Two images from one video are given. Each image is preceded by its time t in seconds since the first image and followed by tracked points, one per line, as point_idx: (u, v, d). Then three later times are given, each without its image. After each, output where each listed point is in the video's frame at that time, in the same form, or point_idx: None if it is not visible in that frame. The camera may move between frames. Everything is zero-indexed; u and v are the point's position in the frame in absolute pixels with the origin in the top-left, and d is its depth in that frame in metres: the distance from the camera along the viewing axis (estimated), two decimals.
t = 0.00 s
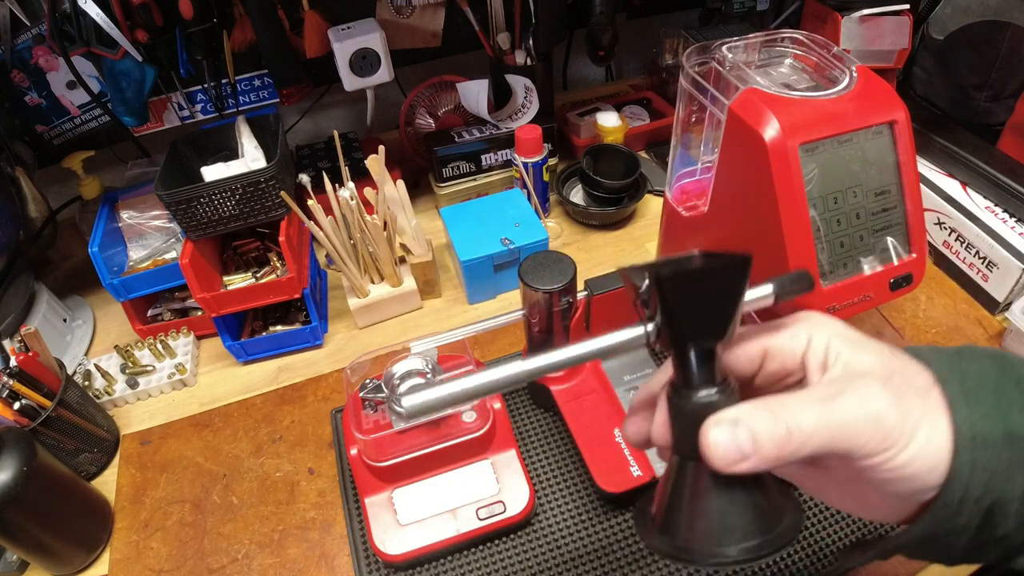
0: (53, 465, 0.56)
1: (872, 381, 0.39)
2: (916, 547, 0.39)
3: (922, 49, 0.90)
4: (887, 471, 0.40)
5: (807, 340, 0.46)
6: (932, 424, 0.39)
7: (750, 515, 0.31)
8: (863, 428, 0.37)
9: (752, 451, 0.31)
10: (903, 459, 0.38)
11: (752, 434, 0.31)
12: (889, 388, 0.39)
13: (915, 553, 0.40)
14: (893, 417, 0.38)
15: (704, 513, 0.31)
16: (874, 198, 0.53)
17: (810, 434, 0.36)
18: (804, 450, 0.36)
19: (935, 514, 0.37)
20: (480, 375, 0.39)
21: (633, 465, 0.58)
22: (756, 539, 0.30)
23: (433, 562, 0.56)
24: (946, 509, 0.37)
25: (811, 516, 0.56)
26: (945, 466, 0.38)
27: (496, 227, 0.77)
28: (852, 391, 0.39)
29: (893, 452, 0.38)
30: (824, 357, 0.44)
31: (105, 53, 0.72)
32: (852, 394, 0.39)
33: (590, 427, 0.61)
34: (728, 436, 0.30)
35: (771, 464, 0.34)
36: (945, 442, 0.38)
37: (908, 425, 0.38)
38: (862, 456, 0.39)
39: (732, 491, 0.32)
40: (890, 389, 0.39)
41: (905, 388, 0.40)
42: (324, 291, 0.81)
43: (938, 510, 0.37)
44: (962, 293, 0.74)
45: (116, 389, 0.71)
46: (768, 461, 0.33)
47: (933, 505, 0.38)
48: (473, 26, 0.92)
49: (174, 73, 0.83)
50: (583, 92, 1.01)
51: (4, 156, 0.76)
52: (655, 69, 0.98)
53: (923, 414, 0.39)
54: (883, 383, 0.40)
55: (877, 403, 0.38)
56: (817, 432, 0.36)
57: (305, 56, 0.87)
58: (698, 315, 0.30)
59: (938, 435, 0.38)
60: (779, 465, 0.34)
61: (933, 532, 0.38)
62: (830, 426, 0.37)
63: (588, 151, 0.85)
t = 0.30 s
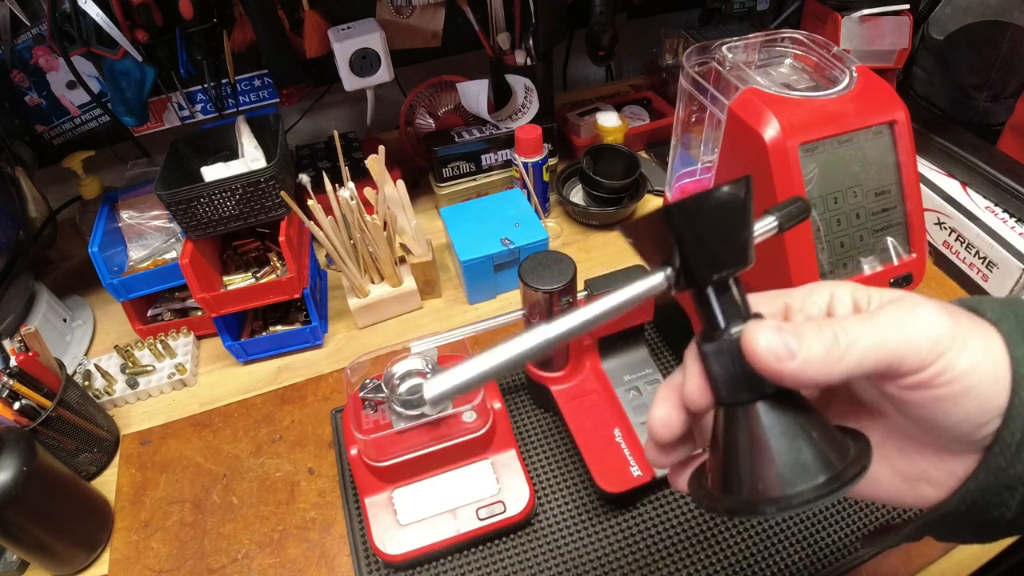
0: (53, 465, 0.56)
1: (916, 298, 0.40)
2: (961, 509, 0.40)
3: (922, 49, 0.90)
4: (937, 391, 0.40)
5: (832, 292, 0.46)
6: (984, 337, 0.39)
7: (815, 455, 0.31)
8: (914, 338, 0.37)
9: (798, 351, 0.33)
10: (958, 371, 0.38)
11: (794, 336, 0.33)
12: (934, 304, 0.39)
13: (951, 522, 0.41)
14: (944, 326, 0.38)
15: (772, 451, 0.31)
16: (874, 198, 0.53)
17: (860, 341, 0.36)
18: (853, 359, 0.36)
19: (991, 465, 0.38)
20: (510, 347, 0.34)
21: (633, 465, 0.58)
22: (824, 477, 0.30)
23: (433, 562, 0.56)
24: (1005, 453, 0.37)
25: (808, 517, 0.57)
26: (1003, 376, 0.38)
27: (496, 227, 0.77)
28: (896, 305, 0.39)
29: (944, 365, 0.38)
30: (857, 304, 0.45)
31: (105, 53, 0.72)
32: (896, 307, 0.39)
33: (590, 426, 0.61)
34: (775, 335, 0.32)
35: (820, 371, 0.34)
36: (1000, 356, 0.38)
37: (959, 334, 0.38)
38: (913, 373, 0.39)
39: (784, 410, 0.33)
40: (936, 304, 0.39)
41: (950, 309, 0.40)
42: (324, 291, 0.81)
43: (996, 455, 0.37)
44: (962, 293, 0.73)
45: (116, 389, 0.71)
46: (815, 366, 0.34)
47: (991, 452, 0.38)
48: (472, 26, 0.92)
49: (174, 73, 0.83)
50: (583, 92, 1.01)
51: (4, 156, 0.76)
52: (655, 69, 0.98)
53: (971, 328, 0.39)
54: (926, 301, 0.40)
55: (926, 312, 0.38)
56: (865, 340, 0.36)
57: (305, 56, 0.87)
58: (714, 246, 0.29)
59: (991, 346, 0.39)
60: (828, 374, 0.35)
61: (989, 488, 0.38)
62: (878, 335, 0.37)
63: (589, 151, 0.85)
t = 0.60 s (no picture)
0: (53, 465, 0.56)
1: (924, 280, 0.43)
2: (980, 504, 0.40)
3: (922, 49, 0.90)
4: (949, 368, 0.40)
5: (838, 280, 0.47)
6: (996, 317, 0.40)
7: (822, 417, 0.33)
8: (921, 315, 0.39)
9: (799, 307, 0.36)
10: (968, 346, 0.39)
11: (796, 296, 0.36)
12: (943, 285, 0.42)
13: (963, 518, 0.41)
14: (950, 301, 0.40)
15: (782, 403, 0.34)
16: (874, 198, 0.53)
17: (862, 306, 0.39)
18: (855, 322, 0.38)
19: (1012, 454, 0.38)
20: (518, 284, 0.34)
21: (633, 466, 0.58)
22: (822, 433, 0.33)
23: (433, 562, 0.56)
24: None
25: (808, 517, 0.57)
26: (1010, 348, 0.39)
27: (496, 227, 0.77)
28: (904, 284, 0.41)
29: (951, 340, 0.39)
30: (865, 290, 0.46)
31: (105, 53, 0.72)
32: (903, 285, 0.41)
33: (590, 426, 0.61)
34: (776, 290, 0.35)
35: (820, 330, 0.37)
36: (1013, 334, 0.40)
37: (967, 310, 0.40)
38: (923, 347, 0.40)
39: (794, 375, 0.35)
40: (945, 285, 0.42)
41: (961, 292, 0.42)
42: (324, 291, 0.81)
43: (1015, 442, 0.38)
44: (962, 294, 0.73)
45: (116, 389, 0.71)
46: (814, 322, 0.37)
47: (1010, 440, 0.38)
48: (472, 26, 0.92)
49: (174, 73, 0.83)
50: (583, 93, 1.02)
51: (4, 156, 0.76)
52: (655, 69, 0.98)
53: (980, 308, 0.41)
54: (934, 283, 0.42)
55: (933, 290, 0.40)
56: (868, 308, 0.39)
57: (305, 56, 0.87)
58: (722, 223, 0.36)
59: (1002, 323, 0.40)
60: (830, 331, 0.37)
61: (1013, 479, 0.38)
62: (885, 309, 0.39)
63: (589, 151, 0.85)
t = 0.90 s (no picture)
0: (53, 465, 0.56)
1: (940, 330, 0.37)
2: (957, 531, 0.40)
3: (922, 49, 0.90)
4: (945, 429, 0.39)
5: (855, 285, 0.44)
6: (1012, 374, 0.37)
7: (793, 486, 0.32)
8: (929, 386, 0.35)
9: (801, 414, 0.32)
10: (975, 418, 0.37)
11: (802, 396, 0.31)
12: (960, 339, 0.37)
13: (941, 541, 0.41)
14: (965, 376, 0.36)
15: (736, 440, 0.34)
16: (873, 198, 0.53)
17: (868, 397, 0.34)
18: (858, 414, 0.34)
19: (1005, 498, 0.38)
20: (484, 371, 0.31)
21: (633, 465, 0.58)
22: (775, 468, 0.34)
23: (432, 562, 0.56)
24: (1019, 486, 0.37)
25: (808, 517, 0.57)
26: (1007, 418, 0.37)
27: (496, 227, 0.77)
28: (917, 343, 0.36)
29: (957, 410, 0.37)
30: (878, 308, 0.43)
31: (105, 53, 0.72)
32: (913, 347, 0.36)
33: (590, 427, 0.61)
34: (775, 393, 0.31)
35: (823, 424, 0.33)
36: None
37: (983, 379, 0.37)
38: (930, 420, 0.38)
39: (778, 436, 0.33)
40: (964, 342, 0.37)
41: (978, 350, 0.37)
42: (324, 291, 0.81)
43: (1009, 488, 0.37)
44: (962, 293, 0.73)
45: (116, 389, 0.71)
46: (816, 428, 0.33)
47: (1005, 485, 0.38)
48: (472, 26, 0.92)
49: (173, 73, 0.83)
50: (583, 93, 1.01)
51: (4, 156, 0.76)
52: (655, 69, 0.98)
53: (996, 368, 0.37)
54: (950, 332, 0.37)
55: (950, 361, 0.35)
56: (874, 393, 0.34)
57: (305, 56, 0.87)
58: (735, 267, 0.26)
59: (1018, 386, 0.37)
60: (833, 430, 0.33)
61: (999, 518, 0.38)
62: (888, 384, 0.35)
63: (588, 151, 0.85)
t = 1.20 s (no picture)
0: (53, 465, 0.56)
1: (896, 413, 0.37)
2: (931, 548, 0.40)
3: (922, 49, 0.90)
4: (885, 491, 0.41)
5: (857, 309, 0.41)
6: (949, 474, 0.37)
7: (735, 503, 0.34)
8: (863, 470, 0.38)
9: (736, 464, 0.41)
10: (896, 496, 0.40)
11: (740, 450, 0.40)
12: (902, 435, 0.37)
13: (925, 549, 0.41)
14: (888, 468, 0.38)
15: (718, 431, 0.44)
16: (874, 198, 0.53)
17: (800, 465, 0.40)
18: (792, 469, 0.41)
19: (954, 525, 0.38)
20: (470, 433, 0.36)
21: (633, 465, 0.58)
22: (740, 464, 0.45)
23: (432, 562, 0.56)
24: (966, 522, 0.37)
25: (808, 516, 0.57)
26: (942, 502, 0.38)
27: (496, 227, 0.77)
28: (861, 426, 0.38)
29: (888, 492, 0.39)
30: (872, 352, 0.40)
31: (105, 53, 0.72)
32: (855, 420, 0.38)
33: (591, 427, 0.61)
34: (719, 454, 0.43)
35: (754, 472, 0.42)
36: (957, 494, 0.38)
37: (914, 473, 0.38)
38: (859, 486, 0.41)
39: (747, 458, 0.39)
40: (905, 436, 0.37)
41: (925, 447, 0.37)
42: (324, 291, 0.81)
43: (957, 521, 0.37)
44: (962, 293, 0.73)
45: (116, 389, 0.71)
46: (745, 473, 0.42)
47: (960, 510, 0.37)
48: (472, 25, 0.92)
49: (173, 73, 0.83)
50: (583, 93, 1.01)
51: (4, 156, 0.76)
52: (656, 69, 0.98)
53: (933, 466, 0.37)
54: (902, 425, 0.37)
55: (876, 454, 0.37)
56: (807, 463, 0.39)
57: (305, 56, 0.87)
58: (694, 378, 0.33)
59: (949, 487, 0.37)
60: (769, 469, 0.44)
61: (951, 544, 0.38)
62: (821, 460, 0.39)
63: (589, 151, 0.85)
